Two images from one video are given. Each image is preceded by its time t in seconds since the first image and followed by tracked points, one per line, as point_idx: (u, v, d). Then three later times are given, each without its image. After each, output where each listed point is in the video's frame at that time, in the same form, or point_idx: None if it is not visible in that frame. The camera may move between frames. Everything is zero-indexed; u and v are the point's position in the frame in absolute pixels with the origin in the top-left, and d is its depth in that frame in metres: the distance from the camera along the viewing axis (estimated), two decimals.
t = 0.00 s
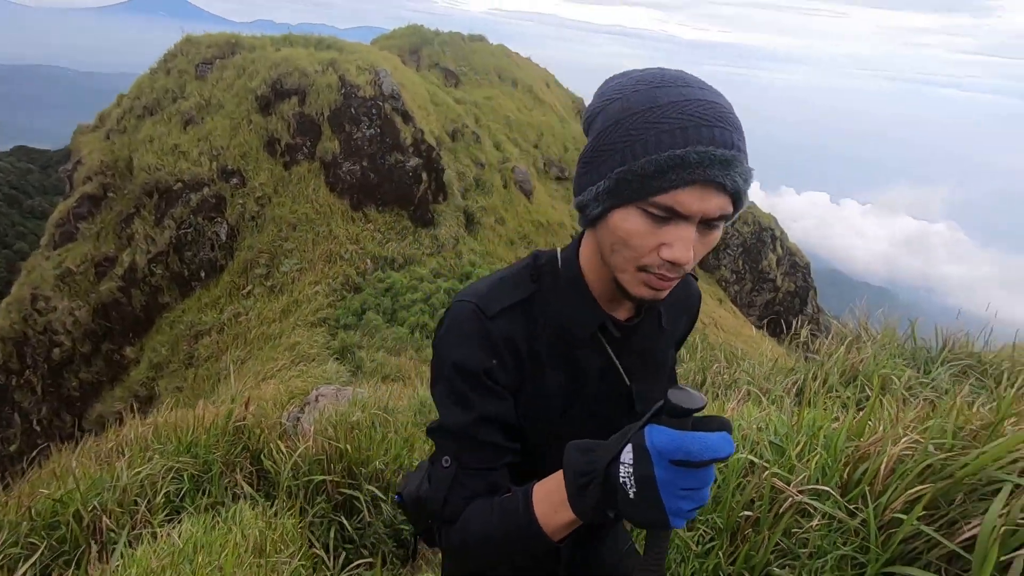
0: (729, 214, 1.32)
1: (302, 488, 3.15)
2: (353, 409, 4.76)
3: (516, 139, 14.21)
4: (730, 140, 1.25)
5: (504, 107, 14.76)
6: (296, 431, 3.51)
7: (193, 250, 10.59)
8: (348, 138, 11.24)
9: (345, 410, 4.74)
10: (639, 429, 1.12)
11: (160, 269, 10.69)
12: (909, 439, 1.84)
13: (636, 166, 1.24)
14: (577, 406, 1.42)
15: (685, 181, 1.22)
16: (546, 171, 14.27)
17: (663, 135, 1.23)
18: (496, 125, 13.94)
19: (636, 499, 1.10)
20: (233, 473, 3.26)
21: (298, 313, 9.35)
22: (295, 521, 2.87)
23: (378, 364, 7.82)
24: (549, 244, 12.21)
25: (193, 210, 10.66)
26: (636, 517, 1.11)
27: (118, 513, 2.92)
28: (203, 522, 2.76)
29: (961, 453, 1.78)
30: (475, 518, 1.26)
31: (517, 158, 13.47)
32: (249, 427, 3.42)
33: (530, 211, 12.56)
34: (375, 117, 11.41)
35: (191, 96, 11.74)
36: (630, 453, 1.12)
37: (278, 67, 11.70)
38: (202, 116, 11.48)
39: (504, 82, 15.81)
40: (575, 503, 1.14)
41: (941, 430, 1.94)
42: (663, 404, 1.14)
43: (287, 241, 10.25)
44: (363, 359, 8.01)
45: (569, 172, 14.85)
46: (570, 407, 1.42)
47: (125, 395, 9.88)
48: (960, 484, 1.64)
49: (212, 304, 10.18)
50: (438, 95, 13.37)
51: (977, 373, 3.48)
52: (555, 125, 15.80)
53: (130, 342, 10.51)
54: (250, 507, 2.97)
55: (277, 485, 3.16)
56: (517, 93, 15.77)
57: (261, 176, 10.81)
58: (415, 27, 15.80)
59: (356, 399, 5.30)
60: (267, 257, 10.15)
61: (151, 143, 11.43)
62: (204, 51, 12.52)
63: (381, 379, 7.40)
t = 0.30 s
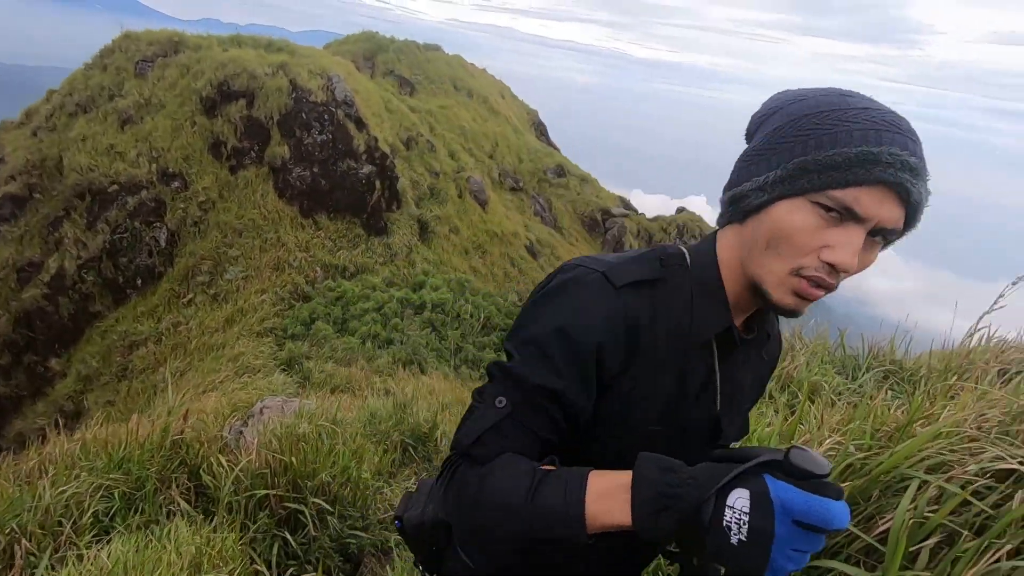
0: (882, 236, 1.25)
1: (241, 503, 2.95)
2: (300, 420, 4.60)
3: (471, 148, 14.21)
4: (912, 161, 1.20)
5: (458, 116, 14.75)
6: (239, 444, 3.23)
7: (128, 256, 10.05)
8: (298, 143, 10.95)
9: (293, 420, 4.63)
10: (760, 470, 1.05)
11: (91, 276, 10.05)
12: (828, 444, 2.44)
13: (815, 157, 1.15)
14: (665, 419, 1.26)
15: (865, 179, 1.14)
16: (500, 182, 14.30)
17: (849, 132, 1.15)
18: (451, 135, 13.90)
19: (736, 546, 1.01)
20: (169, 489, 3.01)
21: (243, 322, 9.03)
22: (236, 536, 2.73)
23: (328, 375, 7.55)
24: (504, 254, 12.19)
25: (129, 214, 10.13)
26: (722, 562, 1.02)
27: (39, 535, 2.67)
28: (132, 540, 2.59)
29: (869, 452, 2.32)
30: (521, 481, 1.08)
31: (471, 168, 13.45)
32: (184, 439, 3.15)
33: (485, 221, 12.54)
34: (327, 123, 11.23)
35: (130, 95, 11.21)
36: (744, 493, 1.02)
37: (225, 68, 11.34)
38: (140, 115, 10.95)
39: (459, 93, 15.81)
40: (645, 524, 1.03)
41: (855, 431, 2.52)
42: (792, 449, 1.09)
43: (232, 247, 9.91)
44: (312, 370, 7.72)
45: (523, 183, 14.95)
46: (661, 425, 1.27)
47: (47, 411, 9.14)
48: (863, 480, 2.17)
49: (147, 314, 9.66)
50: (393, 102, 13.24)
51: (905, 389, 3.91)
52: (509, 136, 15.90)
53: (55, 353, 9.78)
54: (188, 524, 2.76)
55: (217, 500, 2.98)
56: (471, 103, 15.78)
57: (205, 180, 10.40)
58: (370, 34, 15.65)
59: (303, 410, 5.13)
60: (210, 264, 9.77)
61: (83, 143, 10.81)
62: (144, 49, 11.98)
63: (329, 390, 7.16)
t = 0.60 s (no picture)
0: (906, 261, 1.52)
1: (200, 527, 3.18)
2: (260, 440, 4.45)
3: (435, 160, 14.15)
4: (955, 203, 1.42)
5: (421, 128, 14.69)
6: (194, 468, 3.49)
7: (76, 274, 9.62)
8: (257, 156, 10.77)
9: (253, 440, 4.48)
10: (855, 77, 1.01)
11: (36, 296, 9.53)
12: (794, 444, 3.10)
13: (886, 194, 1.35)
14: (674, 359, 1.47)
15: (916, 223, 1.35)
16: (465, 193, 14.28)
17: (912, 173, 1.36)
18: (414, 147, 13.84)
19: (819, 163, 0.96)
20: (122, 516, 3.18)
21: (201, 340, 8.76)
22: (196, 561, 2.91)
23: (291, 393, 7.34)
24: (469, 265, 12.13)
25: (77, 231, 9.72)
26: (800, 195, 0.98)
27: None
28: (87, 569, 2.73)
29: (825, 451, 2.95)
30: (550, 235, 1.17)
31: (435, 179, 13.38)
32: (141, 464, 3.36)
33: (450, 232, 12.49)
34: (287, 135, 11.01)
35: (76, 107, 10.78)
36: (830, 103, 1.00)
37: (178, 80, 11.05)
38: (88, 128, 10.54)
39: (421, 104, 15.75)
40: (688, 197, 1.06)
41: (815, 431, 3.17)
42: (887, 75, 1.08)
43: (188, 263, 9.62)
44: (274, 388, 7.50)
45: (487, 194, 14.95)
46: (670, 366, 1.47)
47: None
48: (823, 477, 2.79)
49: (97, 334, 9.24)
50: (355, 114, 13.10)
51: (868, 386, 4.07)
52: (473, 148, 15.88)
53: None
54: (144, 547, 2.94)
55: (175, 523, 3.17)
56: (434, 115, 15.73)
57: (159, 195, 10.10)
58: (331, 45, 15.49)
59: (264, 429, 4.97)
60: (164, 281, 9.46)
61: (25, 157, 10.24)
62: (92, 59, 11.54)
63: (294, 409, 6.96)
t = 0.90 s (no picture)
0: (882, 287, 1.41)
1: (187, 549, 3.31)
2: (247, 457, 4.38)
3: (412, 170, 14.12)
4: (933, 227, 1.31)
5: (398, 138, 14.67)
6: (178, 491, 3.62)
7: (45, 296, 9.33)
8: (232, 171, 10.66)
9: (240, 458, 4.41)
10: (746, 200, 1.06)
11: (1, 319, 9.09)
12: (778, 438, 3.15)
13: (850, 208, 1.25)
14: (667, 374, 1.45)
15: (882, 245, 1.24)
16: (444, 202, 14.27)
17: (884, 190, 1.27)
18: (391, 157, 13.80)
19: (712, 289, 1.02)
20: (107, 542, 3.28)
21: (178, 359, 8.58)
22: None
23: (274, 409, 7.23)
24: (450, 274, 12.09)
25: (46, 251, 9.45)
26: (700, 318, 1.03)
27: None
28: None
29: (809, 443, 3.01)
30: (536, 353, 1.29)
31: (414, 189, 13.34)
32: (124, 488, 3.45)
33: (430, 241, 12.46)
34: (262, 148, 10.89)
35: (42, 125, 10.51)
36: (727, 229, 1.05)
37: (148, 95, 10.90)
38: (56, 146, 10.26)
39: (397, 114, 15.73)
40: (618, 321, 1.16)
41: (798, 424, 3.23)
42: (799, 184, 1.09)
43: (163, 281, 9.45)
44: (256, 405, 7.37)
45: (466, 202, 14.95)
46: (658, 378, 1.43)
47: None
48: (807, 468, 2.85)
49: (69, 357, 8.94)
50: (330, 126, 13.02)
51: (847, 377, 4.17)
52: (450, 156, 15.86)
53: None
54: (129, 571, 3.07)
55: (161, 546, 3.28)
56: (411, 125, 15.70)
57: (131, 213, 9.91)
58: (304, 58, 15.40)
59: (250, 445, 4.90)
60: (139, 300, 9.27)
61: None
62: (58, 76, 11.28)
63: (278, 425, 6.83)
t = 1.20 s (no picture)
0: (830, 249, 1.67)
1: (185, 557, 3.28)
2: (242, 465, 4.35)
3: (403, 174, 14.10)
4: (864, 189, 1.57)
5: (388, 143, 14.65)
6: (173, 500, 3.59)
7: (32, 308, 9.22)
8: (220, 178, 10.59)
9: (234, 467, 4.36)
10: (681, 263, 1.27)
11: None
12: (769, 433, 3.18)
13: (785, 187, 1.52)
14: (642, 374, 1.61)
15: (816, 214, 1.52)
16: (434, 207, 14.26)
17: (815, 166, 1.52)
18: (381, 162, 13.79)
19: (663, 336, 1.21)
20: (102, 553, 3.25)
21: (169, 369, 8.51)
22: None
23: (267, 418, 7.18)
24: (442, 278, 12.08)
25: (32, 262, 9.33)
26: (653, 360, 1.21)
27: None
28: None
29: (800, 437, 3.06)
30: (504, 398, 1.41)
31: (404, 193, 13.31)
32: (118, 499, 3.42)
33: (422, 246, 12.44)
34: (251, 155, 10.84)
35: (26, 135, 10.38)
36: (668, 285, 1.25)
37: (135, 104, 10.83)
38: (41, 157, 10.14)
39: (387, 120, 15.72)
40: (577, 363, 1.29)
41: (789, 419, 3.27)
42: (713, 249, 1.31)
43: (152, 290, 9.37)
44: (248, 414, 7.31)
45: (457, 206, 14.94)
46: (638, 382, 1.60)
47: None
48: (798, 461, 2.90)
49: (58, 369, 8.80)
50: (319, 132, 12.98)
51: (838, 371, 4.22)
52: (440, 160, 15.83)
53: None
54: None
55: (157, 557, 3.23)
56: (401, 130, 15.69)
57: (119, 222, 9.83)
58: (292, 64, 15.36)
59: (244, 454, 4.85)
60: (129, 310, 9.20)
61: None
62: (42, 85, 11.16)
63: (271, 433, 6.78)
